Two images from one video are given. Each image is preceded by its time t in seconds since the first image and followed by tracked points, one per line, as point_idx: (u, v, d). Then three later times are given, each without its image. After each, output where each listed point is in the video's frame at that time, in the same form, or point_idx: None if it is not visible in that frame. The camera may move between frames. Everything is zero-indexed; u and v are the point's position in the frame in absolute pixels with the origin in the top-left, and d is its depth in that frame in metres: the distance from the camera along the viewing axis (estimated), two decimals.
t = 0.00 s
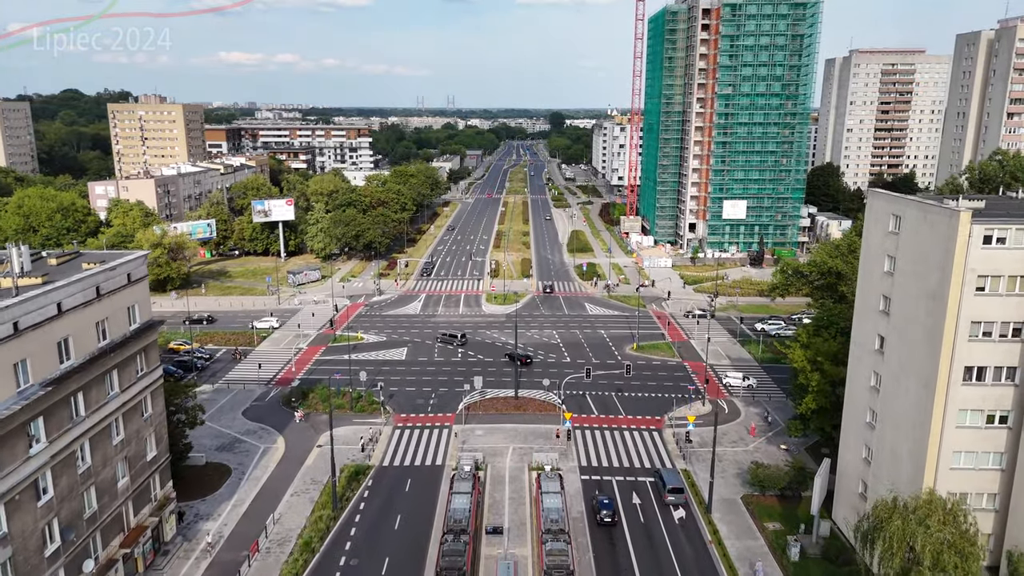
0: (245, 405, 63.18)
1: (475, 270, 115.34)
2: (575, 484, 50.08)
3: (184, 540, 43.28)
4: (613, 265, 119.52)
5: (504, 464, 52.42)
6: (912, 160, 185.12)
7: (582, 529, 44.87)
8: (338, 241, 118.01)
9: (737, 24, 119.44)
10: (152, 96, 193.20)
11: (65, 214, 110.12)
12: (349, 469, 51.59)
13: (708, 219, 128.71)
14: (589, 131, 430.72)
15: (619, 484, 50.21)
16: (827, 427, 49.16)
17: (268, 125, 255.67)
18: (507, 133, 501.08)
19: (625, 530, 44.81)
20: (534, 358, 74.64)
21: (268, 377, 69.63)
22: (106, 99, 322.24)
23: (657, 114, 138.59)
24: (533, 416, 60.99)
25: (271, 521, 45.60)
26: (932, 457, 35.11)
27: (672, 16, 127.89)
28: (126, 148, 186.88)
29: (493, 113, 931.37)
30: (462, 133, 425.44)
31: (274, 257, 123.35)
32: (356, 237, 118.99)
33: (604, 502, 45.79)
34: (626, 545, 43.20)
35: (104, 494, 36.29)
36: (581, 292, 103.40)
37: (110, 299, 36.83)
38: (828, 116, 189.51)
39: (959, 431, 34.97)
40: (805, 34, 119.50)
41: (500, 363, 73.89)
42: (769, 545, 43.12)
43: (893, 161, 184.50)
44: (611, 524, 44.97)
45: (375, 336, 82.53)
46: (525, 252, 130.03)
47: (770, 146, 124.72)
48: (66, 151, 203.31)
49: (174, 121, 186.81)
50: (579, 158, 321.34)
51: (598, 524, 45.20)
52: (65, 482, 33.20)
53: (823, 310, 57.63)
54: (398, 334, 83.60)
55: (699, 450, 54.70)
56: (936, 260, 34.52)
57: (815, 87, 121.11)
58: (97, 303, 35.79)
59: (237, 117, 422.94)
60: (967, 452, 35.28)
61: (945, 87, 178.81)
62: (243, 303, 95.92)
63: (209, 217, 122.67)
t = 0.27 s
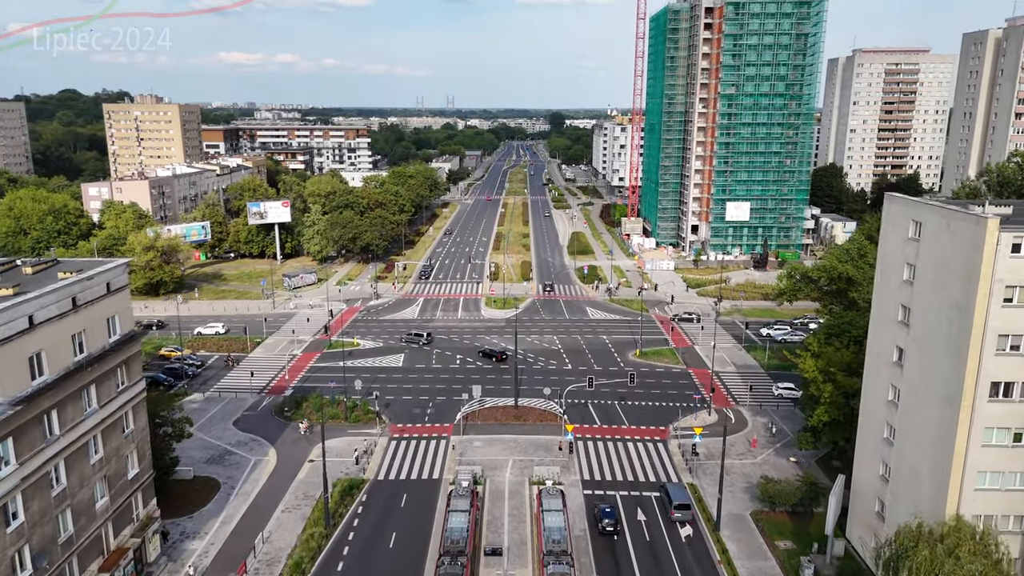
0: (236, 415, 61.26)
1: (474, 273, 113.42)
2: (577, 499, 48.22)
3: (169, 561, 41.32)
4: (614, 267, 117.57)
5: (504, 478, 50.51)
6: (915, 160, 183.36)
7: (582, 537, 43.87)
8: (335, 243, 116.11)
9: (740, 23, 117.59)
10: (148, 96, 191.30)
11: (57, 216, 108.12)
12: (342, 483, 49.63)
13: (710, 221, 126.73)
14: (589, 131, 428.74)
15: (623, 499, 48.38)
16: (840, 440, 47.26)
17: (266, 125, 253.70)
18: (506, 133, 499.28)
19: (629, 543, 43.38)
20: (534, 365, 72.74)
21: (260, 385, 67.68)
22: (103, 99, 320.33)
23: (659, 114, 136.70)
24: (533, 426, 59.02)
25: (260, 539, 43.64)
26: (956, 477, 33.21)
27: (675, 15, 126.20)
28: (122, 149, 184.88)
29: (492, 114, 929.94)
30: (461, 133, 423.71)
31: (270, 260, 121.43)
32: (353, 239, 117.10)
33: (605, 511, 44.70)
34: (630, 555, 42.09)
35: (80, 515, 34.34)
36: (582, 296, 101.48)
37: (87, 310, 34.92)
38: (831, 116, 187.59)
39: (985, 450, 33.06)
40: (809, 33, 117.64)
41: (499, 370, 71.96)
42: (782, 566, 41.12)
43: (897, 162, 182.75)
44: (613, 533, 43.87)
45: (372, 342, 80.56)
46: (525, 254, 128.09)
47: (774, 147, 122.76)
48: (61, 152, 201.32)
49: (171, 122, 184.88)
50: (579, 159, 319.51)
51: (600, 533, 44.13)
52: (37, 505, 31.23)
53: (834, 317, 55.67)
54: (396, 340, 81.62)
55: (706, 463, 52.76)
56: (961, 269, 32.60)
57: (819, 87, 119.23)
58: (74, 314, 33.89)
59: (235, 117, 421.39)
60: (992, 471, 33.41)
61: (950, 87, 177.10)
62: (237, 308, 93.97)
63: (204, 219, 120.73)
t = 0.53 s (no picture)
0: (227, 425, 59.33)
1: (473, 276, 111.51)
2: (580, 515, 46.33)
3: None
4: (616, 270, 115.64)
5: (503, 493, 48.58)
6: (920, 161, 181.66)
7: (585, 553, 42.27)
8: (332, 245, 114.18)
9: (744, 21, 115.72)
10: (145, 96, 189.44)
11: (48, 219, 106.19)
12: (335, 499, 47.64)
13: (713, 223, 124.76)
14: (589, 131, 426.79)
15: (627, 514, 46.55)
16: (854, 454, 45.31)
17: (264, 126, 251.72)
18: (506, 133, 497.52)
19: (632, 558, 41.89)
20: (535, 372, 70.81)
21: (252, 394, 65.67)
22: (101, 99, 318.55)
23: (661, 115, 134.80)
24: (534, 437, 57.09)
25: (249, 560, 41.68)
26: (982, 499, 31.28)
27: (677, 13, 124.43)
28: (118, 150, 182.98)
29: (492, 114, 928.41)
30: (461, 133, 421.89)
31: (266, 262, 119.56)
32: (351, 242, 115.19)
33: (608, 523, 43.41)
34: (633, 570, 40.76)
35: (54, 540, 32.31)
36: (584, 299, 99.55)
37: (62, 322, 32.96)
38: (834, 116, 185.50)
39: (1014, 471, 31.13)
40: (813, 32, 115.73)
41: (499, 377, 70.01)
42: None
43: (901, 162, 180.94)
44: (616, 546, 42.56)
45: (368, 348, 78.57)
46: (525, 257, 126.12)
47: (777, 147, 120.81)
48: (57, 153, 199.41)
49: (167, 122, 182.98)
50: (579, 159, 317.65)
51: (602, 545, 42.85)
52: (6, 531, 29.10)
53: (845, 325, 53.69)
54: (393, 345, 79.71)
55: (714, 477, 50.82)
56: (989, 278, 30.67)
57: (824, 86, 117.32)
58: (47, 326, 31.93)
59: (235, 117, 420.13)
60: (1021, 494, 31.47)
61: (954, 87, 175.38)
62: (231, 312, 92.03)
63: (199, 221, 118.83)
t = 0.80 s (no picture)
0: (218, 436, 57.41)
1: (473, 279, 109.58)
2: (583, 532, 44.41)
3: None
4: (618, 273, 113.67)
5: (503, 509, 46.64)
6: (925, 162, 179.87)
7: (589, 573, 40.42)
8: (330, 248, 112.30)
9: (748, 20, 113.79)
10: (142, 96, 187.53)
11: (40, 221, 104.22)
12: (328, 515, 45.72)
13: (717, 225, 122.81)
14: (590, 131, 425.04)
15: (632, 531, 44.67)
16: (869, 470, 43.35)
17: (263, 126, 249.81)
18: (506, 133, 495.56)
19: None
20: (535, 380, 68.87)
21: (245, 402, 63.77)
22: (99, 100, 316.68)
23: (663, 115, 132.88)
24: (535, 449, 55.16)
25: None
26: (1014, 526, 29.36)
27: (680, 13, 122.57)
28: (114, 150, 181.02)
29: (493, 114, 926.64)
30: (461, 133, 419.90)
31: (262, 265, 117.66)
32: (349, 244, 113.34)
33: (612, 538, 41.73)
34: None
35: (26, 567, 30.38)
36: (585, 303, 97.63)
37: (34, 336, 31.04)
38: (838, 116, 183.46)
39: None
40: (819, 31, 113.82)
41: (499, 385, 68.08)
42: None
43: (906, 163, 179.09)
44: (620, 562, 40.89)
45: (365, 354, 76.67)
46: (526, 259, 124.10)
47: (782, 148, 118.86)
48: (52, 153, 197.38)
49: (164, 122, 181.01)
50: (580, 160, 315.80)
51: (606, 562, 41.17)
52: None
53: (857, 334, 51.74)
54: (390, 351, 77.82)
55: (722, 492, 48.85)
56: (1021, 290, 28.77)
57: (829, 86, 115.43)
58: (18, 341, 30.02)
59: (234, 117, 418.20)
60: None
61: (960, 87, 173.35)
62: (226, 317, 90.11)
63: (194, 223, 116.91)
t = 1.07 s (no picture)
0: (208, 447, 55.49)
1: (473, 282, 107.65)
2: (587, 551, 42.45)
3: None
4: (620, 276, 111.64)
5: (503, 527, 44.70)
6: (930, 162, 177.93)
7: None
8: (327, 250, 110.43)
9: (753, 19, 111.81)
10: (138, 96, 185.72)
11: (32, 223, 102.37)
12: (320, 533, 43.79)
13: (721, 227, 120.86)
14: (591, 131, 423.62)
15: (638, 550, 42.69)
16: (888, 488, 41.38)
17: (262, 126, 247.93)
18: (507, 133, 493.59)
19: None
20: (536, 387, 66.97)
21: (237, 412, 61.81)
22: (97, 100, 315.00)
23: (666, 115, 130.98)
24: (536, 461, 53.22)
25: None
26: None
27: (683, 11, 120.70)
28: (111, 150, 179.21)
29: (493, 114, 924.86)
30: (462, 133, 418.03)
31: (259, 267, 115.79)
32: (346, 246, 111.48)
33: (617, 558, 39.78)
34: None
35: None
36: (587, 307, 95.76)
37: (3, 351, 29.06)
38: (842, 116, 181.39)
39: None
40: (825, 30, 111.89)
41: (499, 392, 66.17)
42: None
43: (911, 164, 177.09)
44: None
45: (361, 361, 74.71)
46: (527, 262, 122.18)
47: (787, 148, 116.94)
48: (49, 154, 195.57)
49: (161, 122, 179.21)
50: (581, 160, 313.95)
51: None
52: None
53: (871, 343, 49.59)
54: (388, 357, 75.85)
55: (730, 509, 46.84)
56: None
57: (835, 86, 113.49)
58: None
59: (234, 117, 416.63)
60: None
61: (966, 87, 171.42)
62: (220, 321, 88.24)
63: (190, 225, 115.01)
